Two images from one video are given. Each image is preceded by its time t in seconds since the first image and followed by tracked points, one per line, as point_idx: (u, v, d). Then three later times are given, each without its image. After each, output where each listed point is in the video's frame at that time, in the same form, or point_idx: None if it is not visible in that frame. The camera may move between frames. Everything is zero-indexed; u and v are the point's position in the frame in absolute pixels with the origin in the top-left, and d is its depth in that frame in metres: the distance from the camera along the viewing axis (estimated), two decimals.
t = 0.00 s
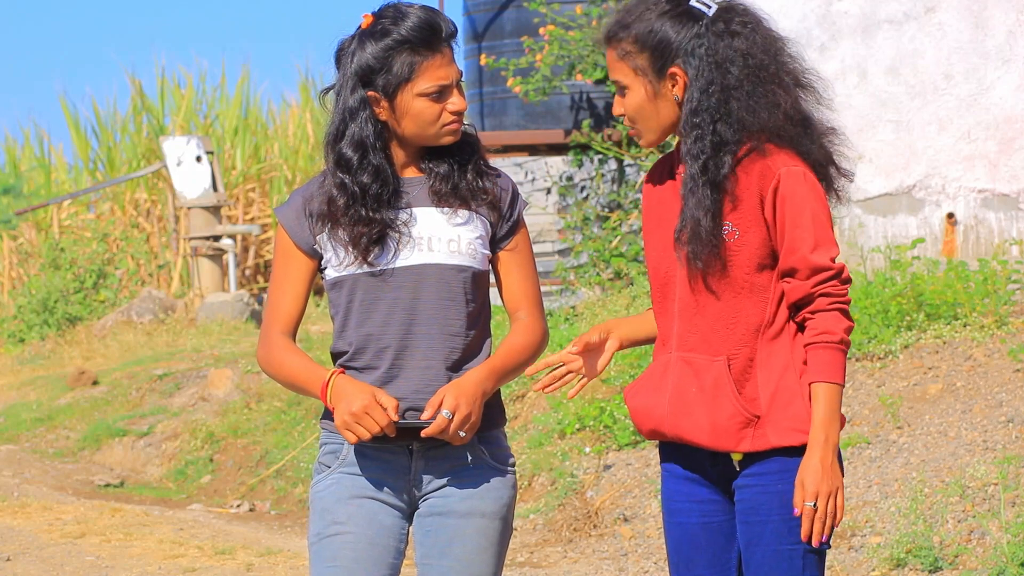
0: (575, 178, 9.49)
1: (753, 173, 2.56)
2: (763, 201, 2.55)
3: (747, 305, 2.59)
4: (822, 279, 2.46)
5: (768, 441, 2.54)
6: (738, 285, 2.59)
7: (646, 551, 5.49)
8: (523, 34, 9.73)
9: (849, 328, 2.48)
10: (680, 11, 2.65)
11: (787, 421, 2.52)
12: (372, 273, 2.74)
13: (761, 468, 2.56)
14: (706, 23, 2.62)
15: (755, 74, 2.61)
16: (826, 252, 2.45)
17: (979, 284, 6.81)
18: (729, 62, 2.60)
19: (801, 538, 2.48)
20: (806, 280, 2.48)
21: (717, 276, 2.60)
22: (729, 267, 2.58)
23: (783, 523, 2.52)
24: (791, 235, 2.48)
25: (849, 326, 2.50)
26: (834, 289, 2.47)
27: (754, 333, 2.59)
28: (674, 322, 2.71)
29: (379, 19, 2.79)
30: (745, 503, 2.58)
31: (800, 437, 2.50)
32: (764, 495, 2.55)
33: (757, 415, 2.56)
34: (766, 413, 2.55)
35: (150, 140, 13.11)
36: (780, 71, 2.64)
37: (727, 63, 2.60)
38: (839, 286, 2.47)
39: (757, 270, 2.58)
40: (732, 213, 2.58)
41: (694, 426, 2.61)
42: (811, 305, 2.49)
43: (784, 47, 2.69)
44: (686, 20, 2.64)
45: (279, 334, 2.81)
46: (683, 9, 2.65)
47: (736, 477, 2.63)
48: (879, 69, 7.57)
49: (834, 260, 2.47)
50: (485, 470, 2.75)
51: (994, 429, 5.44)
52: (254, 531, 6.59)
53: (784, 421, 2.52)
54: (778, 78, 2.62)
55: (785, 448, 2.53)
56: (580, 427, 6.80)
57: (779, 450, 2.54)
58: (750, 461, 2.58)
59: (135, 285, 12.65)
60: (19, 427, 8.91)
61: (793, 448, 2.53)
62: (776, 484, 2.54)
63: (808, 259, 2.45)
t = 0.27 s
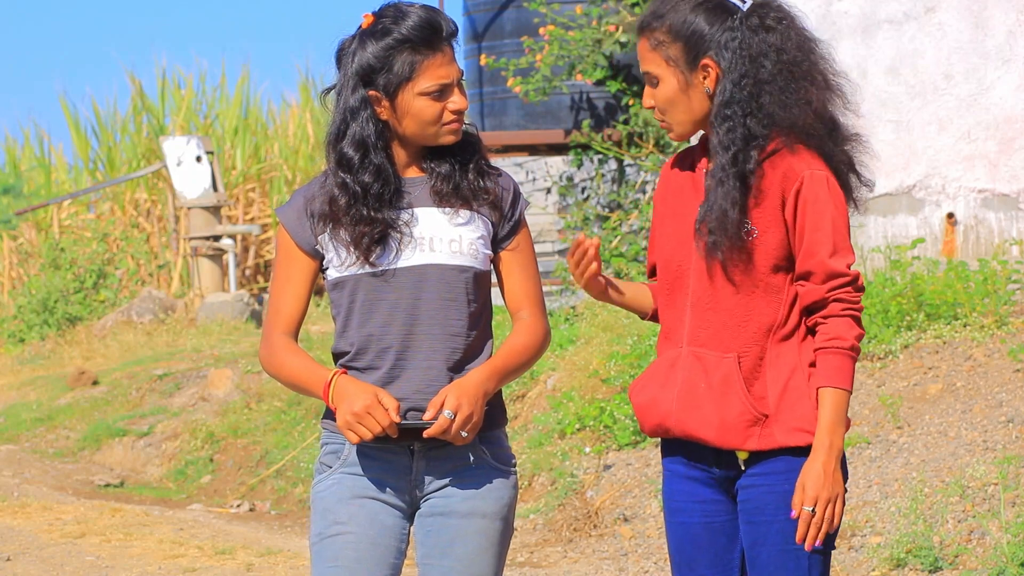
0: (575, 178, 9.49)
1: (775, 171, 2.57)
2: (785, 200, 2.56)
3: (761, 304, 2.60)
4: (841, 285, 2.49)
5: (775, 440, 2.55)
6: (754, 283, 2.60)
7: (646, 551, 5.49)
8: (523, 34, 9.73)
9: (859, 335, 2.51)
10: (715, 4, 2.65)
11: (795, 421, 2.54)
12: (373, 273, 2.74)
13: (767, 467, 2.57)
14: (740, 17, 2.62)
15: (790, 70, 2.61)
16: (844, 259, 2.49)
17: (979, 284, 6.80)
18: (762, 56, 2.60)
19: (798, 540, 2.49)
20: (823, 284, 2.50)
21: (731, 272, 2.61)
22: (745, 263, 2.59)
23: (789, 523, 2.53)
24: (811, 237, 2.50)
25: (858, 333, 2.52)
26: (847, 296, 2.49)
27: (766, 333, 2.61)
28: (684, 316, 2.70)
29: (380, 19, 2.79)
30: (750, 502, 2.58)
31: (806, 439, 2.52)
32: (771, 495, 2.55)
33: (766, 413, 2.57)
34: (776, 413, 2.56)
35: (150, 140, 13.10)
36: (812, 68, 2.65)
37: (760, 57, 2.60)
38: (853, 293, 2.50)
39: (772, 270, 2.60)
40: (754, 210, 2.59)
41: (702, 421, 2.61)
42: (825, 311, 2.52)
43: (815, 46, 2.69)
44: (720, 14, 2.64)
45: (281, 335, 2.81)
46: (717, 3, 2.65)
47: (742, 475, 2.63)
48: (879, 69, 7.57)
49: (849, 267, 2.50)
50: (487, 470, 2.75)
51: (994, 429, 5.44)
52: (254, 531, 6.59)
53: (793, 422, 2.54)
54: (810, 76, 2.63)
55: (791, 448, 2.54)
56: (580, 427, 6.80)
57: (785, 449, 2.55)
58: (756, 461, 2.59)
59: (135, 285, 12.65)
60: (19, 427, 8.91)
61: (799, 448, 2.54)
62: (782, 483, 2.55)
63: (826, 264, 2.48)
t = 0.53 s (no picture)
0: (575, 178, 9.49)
1: (802, 166, 2.57)
2: (807, 202, 2.57)
3: (780, 304, 2.61)
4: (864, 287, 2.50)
5: (788, 439, 2.55)
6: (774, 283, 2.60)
7: (646, 551, 5.49)
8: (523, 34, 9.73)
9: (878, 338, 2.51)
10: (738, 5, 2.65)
11: (809, 421, 2.54)
12: (373, 272, 2.74)
13: (779, 466, 2.57)
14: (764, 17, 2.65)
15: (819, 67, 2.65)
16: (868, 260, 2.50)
17: (979, 284, 6.80)
18: (792, 53, 2.63)
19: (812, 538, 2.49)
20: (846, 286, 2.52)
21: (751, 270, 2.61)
22: (767, 261, 2.59)
23: (800, 522, 2.53)
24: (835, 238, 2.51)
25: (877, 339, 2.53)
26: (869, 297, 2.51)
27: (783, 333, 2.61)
28: (697, 315, 2.70)
29: (380, 19, 2.79)
30: (761, 501, 2.58)
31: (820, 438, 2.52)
32: (783, 493, 2.55)
33: (780, 413, 2.57)
34: (790, 412, 2.56)
35: (150, 140, 13.10)
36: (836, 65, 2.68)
37: (790, 54, 2.63)
38: (873, 298, 2.52)
39: (790, 271, 2.60)
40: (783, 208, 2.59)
41: (717, 419, 2.61)
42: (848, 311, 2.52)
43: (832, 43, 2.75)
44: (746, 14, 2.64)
45: (281, 335, 2.81)
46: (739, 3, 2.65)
47: (751, 473, 2.63)
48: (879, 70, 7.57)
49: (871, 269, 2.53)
50: (489, 470, 2.75)
51: (994, 429, 5.44)
52: (254, 531, 6.59)
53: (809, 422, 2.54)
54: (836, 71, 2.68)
55: (804, 446, 2.54)
56: (580, 427, 6.79)
57: (799, 448, 2.56)
58: (768, 459, 2.59)
59: (135, 285, 12.65)
60: (19, 427, 8.91)
61: (812, 447, 2.55)
62: (795, 482, 2.55)
63: (850, 266, 2.49)
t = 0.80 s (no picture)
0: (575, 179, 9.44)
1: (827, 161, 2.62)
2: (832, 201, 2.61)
3: (798, 303, 2.64)
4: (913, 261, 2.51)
5: (805, 438, 2.57)
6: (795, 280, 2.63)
7: (646, 551, 5.49)
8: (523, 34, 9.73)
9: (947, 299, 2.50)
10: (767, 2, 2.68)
11: (824, 420, 2.57)
12: (372, 270, 2.74)
13: (792, 466, 2.59)
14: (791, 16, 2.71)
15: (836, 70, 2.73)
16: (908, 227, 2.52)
17: (979, 284, 6.79)
18: (817, 53, 2.70)
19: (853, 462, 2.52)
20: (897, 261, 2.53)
21: (772, 268, 2.64)
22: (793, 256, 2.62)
23: (814, 521, 2.55)
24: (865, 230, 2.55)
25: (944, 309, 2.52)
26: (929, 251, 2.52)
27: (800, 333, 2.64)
28: (710, 317, 2.72)
29: (377, 18, 2.78)
30: (775, 501, 2.60)
31: (836, 436, 2.55)
32: (796, 493, 2.57)
33: (796, 412, 2.59)
34: (806, 411, 2.59)
35: (150, 140, 13.10)
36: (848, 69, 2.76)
37: (817, 54, 2.70)
38: (933, 256, 2.50)
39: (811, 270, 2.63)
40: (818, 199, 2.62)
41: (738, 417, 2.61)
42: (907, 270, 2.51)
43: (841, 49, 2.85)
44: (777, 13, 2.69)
45: (279, 333, 2.81)
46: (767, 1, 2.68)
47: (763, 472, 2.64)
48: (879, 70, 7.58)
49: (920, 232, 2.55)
50: (489, 471, 2.75)
51: (994, 429, 5.44)
52: (253, 532, 6.59)
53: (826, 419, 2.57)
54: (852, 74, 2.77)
55: (820, 447, 2.57)
56: (580, 427, 6.79)
57: (814, 449, 2.58)
58: (782, 457, 2.61)
59: (134, 285, 12.66)
60: (19, 427, 8.91)
61: (826, 447, 2.57)
62: (809, 481, 2.57)
63: (885, 243, 2.51)
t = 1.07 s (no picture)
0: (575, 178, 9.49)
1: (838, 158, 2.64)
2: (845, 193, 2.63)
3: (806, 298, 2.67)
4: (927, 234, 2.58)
5: (814, 437, 2.58)
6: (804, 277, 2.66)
7: (646, 551, 5.49)
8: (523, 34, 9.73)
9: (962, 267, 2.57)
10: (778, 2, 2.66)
11: (835, 419, 2.58)
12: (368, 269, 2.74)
13: (801, 466, 2.60)
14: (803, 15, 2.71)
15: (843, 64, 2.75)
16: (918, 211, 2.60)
17: (979, 284, 6.79)
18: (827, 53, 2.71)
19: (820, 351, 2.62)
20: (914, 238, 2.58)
21: (783, 265, 2.66)
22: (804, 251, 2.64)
23: (824, 521, 2.56)
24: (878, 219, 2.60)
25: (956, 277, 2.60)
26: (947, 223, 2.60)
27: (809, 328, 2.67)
28: (714, 315, 2.72)
29: (367, 18, 2.77)
30: (783, 501, 2.60)
31: (846, 436, 2.56)
32: (806, 493, 2.58)
33: (807, 410, 2.60)
34: (816, 410, 2.60)
35: (150, 140, 13.10)
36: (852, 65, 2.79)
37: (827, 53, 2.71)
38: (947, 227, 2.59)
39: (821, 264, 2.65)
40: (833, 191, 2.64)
41: (749, 415, 2.62)
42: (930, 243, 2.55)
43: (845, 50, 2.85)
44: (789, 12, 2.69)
45: (273, 332, 2.79)
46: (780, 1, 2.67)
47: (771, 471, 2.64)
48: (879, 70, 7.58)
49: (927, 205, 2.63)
50: (483, 470, 2.75)
51: (994, 430, 5.44)
52: (254, 532, 6.58)
53: (834, 417, 2.58)
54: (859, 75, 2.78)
55: (830, 446, 2.58)
56: (580, 427, 6.79)
57: (823, 448, 2.59)
58: (790, 457, 2.61)
59: (134, 285, 12.66)
60: (19, 427, 8.91)
61: (835, 447, 2.59)
62: (817, 481, 2.58)
63: (895, 225, 2.58)
